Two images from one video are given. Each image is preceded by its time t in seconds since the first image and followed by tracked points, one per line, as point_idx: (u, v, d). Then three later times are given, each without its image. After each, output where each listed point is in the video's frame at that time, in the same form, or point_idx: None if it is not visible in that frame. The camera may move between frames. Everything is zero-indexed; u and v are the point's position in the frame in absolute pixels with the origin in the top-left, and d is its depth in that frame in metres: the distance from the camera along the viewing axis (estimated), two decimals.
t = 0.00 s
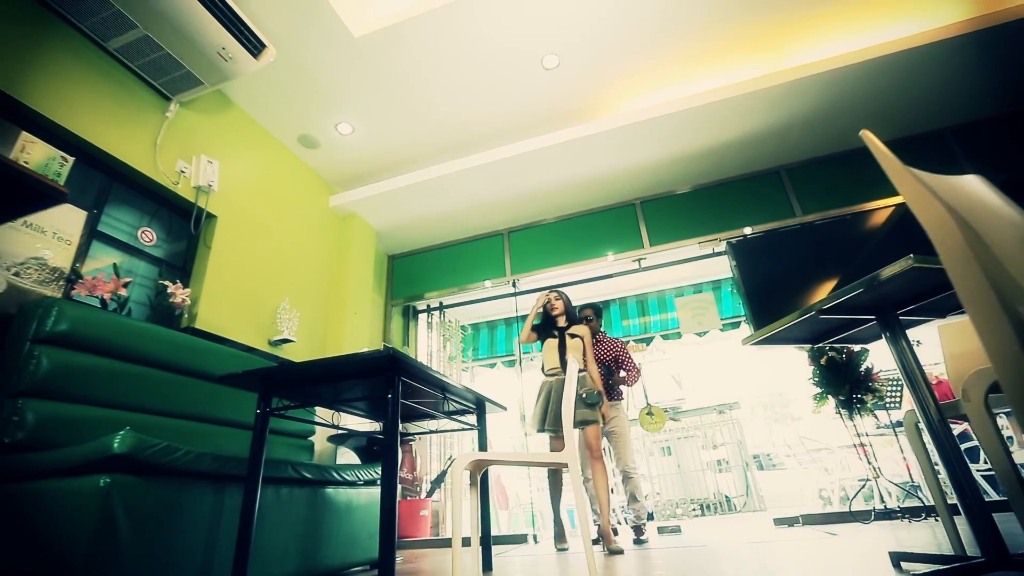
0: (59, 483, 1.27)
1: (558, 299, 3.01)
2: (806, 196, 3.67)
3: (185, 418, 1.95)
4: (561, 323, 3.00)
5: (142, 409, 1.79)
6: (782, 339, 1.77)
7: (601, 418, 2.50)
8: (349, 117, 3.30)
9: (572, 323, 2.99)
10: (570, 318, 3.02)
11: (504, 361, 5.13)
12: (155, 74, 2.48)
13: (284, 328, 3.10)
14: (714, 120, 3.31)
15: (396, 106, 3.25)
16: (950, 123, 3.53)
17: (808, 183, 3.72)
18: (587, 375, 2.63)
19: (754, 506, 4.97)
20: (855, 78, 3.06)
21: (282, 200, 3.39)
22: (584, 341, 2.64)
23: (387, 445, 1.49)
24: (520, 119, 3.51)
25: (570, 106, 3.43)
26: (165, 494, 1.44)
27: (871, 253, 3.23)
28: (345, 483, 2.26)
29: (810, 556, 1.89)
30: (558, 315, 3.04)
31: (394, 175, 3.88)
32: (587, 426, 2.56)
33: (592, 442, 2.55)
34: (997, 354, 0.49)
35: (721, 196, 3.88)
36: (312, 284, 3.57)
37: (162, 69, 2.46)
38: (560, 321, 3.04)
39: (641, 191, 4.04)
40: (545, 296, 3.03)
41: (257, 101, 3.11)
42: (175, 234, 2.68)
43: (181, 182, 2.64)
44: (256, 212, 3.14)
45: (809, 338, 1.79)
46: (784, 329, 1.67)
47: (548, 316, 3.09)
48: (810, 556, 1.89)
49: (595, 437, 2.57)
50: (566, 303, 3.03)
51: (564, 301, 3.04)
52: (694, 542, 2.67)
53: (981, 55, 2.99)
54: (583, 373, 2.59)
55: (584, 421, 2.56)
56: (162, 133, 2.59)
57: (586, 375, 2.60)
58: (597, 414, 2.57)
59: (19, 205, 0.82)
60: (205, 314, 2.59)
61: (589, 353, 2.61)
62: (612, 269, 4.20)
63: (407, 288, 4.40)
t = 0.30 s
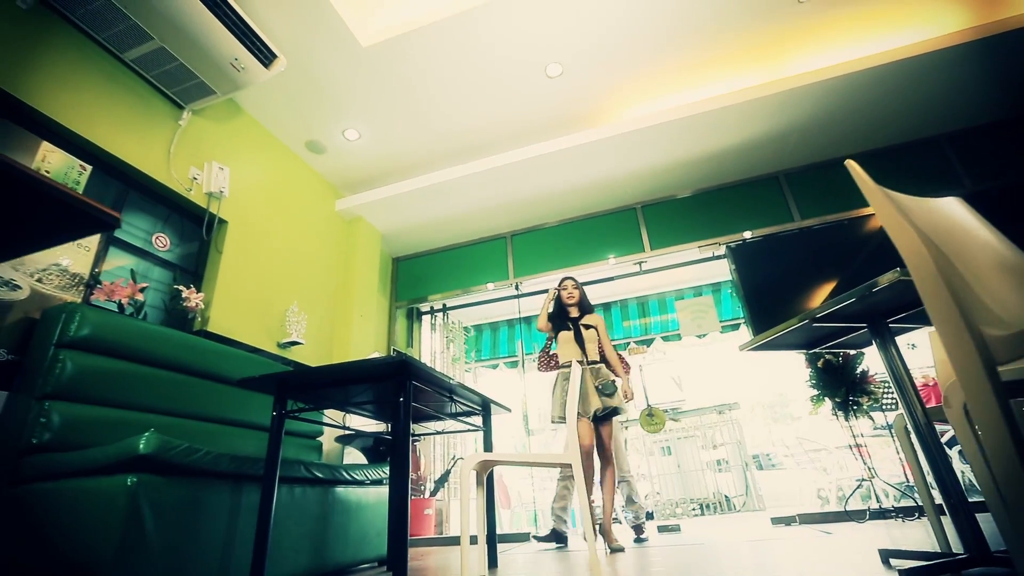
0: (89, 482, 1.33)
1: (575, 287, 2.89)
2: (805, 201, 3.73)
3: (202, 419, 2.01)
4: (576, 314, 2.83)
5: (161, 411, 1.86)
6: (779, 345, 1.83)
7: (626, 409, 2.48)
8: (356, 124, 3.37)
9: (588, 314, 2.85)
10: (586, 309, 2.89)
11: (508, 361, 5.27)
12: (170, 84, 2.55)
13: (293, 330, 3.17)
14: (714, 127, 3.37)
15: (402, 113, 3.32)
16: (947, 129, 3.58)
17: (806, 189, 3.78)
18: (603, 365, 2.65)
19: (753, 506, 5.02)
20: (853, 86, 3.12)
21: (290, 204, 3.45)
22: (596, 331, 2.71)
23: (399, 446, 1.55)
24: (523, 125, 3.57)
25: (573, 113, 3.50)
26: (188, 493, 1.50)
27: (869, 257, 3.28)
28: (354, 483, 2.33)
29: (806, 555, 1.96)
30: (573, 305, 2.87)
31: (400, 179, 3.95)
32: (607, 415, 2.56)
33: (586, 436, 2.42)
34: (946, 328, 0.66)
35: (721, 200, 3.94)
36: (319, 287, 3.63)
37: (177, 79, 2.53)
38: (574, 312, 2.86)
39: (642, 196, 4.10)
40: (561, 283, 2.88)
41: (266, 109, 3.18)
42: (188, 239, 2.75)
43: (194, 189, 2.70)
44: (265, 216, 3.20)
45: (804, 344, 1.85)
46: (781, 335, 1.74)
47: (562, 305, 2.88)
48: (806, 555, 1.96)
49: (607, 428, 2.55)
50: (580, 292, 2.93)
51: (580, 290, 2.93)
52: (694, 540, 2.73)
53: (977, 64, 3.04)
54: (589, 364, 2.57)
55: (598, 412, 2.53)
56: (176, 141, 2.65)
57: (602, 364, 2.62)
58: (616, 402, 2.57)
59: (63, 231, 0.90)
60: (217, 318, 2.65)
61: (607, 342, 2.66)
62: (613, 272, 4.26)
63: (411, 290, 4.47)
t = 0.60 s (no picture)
0: (114, 482, 1.39)
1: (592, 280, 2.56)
2: (803, 204, 3.79)
3: (214, 421, 2.07)
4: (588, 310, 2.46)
5: (176, 413, 1.91)
6: (776, 348, 1.89)
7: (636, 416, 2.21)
8: (361, 129, 3.42)
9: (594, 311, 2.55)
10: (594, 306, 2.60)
11: (509, 362, 5.20)
12: (181, 92, 2.61)
13: (300, 333, 3.22)
14: (713, 133, 3.42)
15: (407, 119, 3.37)
16: (943, 135, 3.63)
17: (804, 193, 3.84)
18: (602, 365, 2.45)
19: (752, 505, 5.06)
20: (849, 93, 3.18)
21: (295, 208, 3.51)
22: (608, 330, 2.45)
23: (409, 447, 1.61)
24: (526, 131, 3.63)
25: (574, 119, 3.56)
26: (206, 492, 1.56)
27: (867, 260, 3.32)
28: (361, 482, 2.39)
29: (801, 552, 2.03)
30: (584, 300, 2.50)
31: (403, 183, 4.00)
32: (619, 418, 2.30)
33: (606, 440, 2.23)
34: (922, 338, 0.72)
35: (720, 204, 4.00)
36: (325, 289, 3.69)
37: (188, 88, 2.59)
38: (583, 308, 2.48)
39: (643, 199, 4.16)
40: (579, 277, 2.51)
41: (273, 115, 3.24)
42: (197, 243, 2.80)
43: (203, 195, 2.76)
44: (272, 221, 3.26)
45: (800, 348, 1.91)
46: (778, 340, 1.79)
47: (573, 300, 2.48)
48: (801, 553, 2.02)
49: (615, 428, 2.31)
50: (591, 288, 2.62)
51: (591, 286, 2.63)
52: (693, 538, 2.80)
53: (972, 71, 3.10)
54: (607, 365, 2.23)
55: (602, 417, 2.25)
56: (186, 148, 2.71)
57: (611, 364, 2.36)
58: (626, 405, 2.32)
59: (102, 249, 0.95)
60: (226, 321, 2.71)
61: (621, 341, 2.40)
62: (614, 274, 4.32)
63: (414, 293, 4.52)
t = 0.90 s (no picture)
0: (131, 482, 1.43)
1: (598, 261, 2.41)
2: (801, 208, 3.84)
3: (224, 423, 2.12)
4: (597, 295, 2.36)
5: (187, 415, 1.96)
6: (773, 352, 1.94)
7: (650, 402, 1.96)
8: (365, 134, 3.47)
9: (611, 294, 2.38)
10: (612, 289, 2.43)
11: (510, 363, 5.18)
12: (188, 99, 2.65)
13: (305, 335, 3.27)
14: (713, 138, 3.47)
15: (410, 124, 3.42)
16: (939, 139, 3.68)
17: (802, 196, 3.88)
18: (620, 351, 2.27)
19: (752, 505, 5.11)
20: (847, 99, 3.23)
21: (300, 212, 3.55)
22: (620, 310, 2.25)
23: (415, 447, 1.66)
24: (527, 136, 3.68)
25: (575, 124, 3.60)
26: (218, 493, 1.60)
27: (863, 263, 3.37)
28: (366, 482, 2.43)
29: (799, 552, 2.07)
30: (594, 285, 2.40)
31: (407, 187, 4.04)
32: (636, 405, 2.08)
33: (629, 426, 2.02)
34: (907, 351, 0.77)
35: (719, 207, 4.04)
36: (329, 292, 3.73)
37: (196, 95, 2.63)
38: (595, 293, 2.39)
39: (643, 202, 4.21)
40: (583, 261, 2.42)
41: (277, 120, 3.28)
42: (205, 247, 2.85)
43: (210, 200, 2.80)
44: (277, 225, 3.30)
45: (796, 352, 1.95)
46: (776, 344, 1.84)
47: (580, 287, 2.42)
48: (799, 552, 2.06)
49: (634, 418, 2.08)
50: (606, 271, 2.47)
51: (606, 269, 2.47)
52: (693, 537, 2.85)
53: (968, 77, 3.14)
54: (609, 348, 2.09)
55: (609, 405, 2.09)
56: (193, 154, 2.75)
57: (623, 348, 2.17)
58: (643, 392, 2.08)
59: (134, 261, 0.96)
60: (234, 325, 2.75)
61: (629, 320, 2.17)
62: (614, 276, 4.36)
63: (417, 295, 4.57)
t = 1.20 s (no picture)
0: (142, 484, 1.45)
1: (592, 243, 2.27)
2: (799, 210, 3.88)
3: (232, 424, 2.16)
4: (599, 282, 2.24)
5: (197, 416, 2.00)
6: (770, 355, 1.98)
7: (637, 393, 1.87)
8: (368, 138, 3.51)
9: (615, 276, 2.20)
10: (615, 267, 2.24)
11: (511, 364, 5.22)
12: (195, 105, 2.69)
13: (309, 337, 3.31)
14: (712, 142, 3.52)
15: (413, 129, 3.46)
16: (935, 142, 3.72)
17: (800, 198, 3.92)
18: (628, 335, 2.12)
19: (751, 505, 5.14)
20: (844, 103, 3.27)
21: (303, 215, 3.59)
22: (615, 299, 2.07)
23: (420, 447, 1.70)
24: (528, 140, 3.72)
25: (576, 128, 3.65)
26: (230, 492, 1.64)
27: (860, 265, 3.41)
28: (371, 482, 2.48)
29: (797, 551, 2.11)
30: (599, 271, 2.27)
31: (409, 190, 4.08)
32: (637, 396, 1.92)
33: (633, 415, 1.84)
34: (894, 358, 0.81)
35: (719, 209, 4.08)
36: (332, 294, 3.77)
37: (202, 101, 2.67)
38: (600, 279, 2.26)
39: (642, 205, 4.25)
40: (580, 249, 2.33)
41: (281, 125, 3.32)
42: (210, 251, 2.89)
43: (217, 205, 2.84)
44: (281, 228, 3.34)
45: (794, 354, 1.99)
46: (773, 347, 1.88)
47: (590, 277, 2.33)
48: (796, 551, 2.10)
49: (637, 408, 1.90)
50: (610, 248, 2.28)
51: (610, 246, 2.28)
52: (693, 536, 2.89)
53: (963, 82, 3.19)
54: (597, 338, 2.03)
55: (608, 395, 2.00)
56: (200, 159, 2.79)
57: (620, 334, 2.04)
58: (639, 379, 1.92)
59: (165, 272, 1.01)
60: (240, 327, 2.79)
61: (617, 303, 2.01)
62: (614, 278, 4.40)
63: (419, 296, 4.61)
